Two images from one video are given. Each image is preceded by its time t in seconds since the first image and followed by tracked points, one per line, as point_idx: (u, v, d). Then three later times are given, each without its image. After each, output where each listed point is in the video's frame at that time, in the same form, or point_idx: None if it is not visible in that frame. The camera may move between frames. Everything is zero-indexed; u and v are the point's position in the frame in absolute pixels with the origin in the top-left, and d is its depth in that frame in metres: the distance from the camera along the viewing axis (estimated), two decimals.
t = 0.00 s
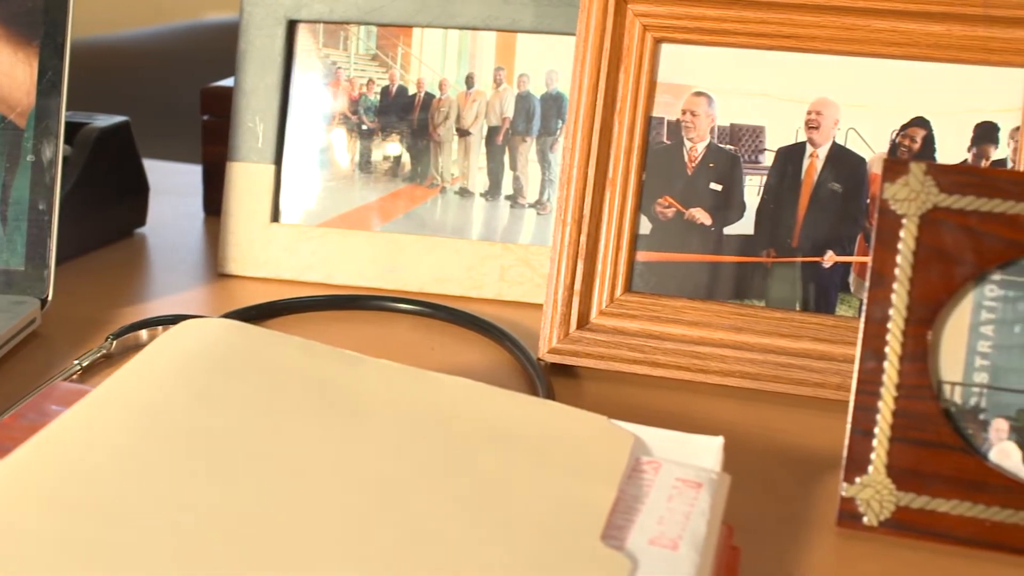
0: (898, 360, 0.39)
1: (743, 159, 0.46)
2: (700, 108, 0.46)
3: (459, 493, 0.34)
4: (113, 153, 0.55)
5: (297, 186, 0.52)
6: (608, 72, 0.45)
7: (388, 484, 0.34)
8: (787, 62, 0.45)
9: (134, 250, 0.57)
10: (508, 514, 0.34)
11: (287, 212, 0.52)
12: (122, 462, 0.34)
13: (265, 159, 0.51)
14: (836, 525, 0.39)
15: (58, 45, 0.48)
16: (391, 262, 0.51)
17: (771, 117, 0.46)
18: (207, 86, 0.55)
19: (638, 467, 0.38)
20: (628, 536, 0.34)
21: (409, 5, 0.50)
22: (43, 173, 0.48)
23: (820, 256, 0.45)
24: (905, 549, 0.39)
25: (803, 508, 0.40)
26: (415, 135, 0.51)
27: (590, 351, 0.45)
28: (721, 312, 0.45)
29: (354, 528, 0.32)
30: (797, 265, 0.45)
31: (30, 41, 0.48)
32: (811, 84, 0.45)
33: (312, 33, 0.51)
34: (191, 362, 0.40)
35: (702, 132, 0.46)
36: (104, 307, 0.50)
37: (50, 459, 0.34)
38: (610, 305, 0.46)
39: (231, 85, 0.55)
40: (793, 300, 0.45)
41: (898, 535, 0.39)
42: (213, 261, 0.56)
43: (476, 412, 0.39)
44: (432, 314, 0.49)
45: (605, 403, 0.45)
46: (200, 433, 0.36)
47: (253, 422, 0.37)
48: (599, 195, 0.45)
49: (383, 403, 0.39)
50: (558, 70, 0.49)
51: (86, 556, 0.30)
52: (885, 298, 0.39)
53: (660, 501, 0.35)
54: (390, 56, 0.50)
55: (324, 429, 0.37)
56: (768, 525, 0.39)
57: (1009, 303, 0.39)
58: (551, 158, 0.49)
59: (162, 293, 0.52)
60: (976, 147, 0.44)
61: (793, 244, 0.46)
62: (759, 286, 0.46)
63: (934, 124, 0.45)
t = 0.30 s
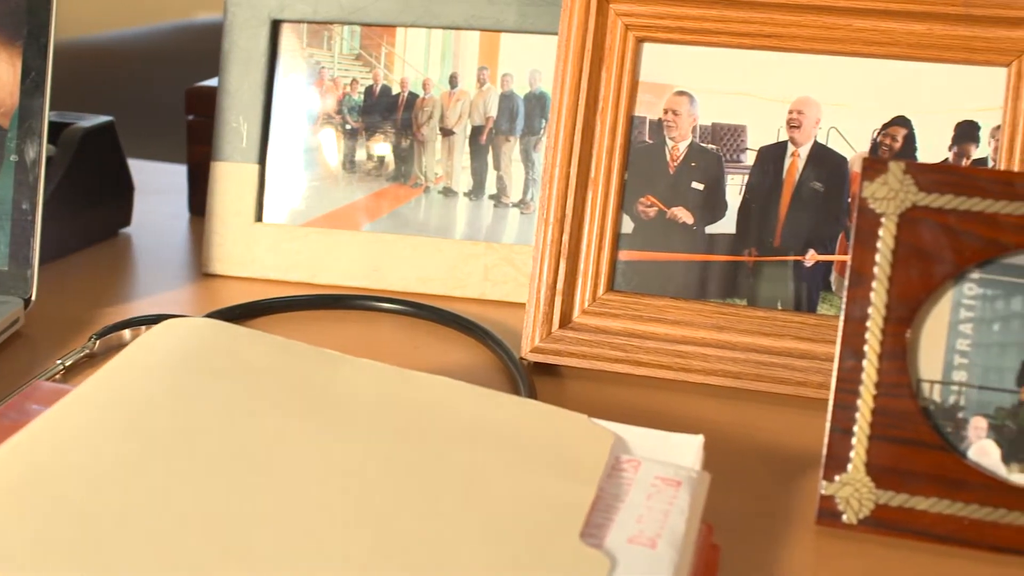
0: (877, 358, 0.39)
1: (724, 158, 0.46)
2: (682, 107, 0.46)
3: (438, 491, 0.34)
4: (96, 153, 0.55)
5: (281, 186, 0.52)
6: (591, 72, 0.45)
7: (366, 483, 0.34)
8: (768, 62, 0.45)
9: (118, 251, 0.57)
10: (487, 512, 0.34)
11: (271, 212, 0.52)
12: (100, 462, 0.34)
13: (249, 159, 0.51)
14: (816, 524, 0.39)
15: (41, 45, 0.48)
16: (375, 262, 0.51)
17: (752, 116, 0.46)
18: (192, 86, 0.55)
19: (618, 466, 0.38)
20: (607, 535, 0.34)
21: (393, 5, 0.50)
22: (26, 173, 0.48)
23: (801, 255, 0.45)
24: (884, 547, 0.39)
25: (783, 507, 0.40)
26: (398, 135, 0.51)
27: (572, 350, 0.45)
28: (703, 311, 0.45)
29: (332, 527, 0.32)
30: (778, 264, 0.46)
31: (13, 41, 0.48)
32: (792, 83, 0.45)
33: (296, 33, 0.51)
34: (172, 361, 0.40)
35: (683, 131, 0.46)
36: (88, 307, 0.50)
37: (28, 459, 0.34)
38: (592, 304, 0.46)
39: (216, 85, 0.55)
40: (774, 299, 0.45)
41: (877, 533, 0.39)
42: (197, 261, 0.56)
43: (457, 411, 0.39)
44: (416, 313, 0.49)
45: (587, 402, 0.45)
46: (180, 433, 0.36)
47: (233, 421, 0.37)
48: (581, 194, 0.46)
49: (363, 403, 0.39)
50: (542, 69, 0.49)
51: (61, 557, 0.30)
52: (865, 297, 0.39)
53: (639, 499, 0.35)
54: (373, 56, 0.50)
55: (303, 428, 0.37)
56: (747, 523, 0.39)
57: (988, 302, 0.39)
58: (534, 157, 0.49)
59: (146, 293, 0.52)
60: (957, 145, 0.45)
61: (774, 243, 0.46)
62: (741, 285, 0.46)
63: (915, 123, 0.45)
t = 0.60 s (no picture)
0: (856, 356, 0.39)
1: (706, 158, 0.46)
2: (665, 107, 0.46)
3: (415, 489, 0.34)
4: (80, 153, 0.55)
5: (266, 186, 0.52)
6: (573, 72, 0.45)
7: (344, 482, 0.34)
8: (750, 61, 0.46)
9: (103, 251, 0.57)
10: (464, 510, 0.34)
11: (256, 212, 0.52)
12: (78, 462, 0.34)
13: (233, 159, 0.51)
14: (795, 522, 0.39)
15: (24, 45, 0.48)
16: (359, 261, 0.51)
17: (734, 116, 0.46)
18: (177, 86, 0.56)
19: (598, 464, 0.38)
20: (586, 533, 0.33)
21: (377, 5, 0.50)
22: (9, 173, 0.48)
23: (782, 254, 0.46)
24: (863, 545, 0.39)
25: (763, 505, 0.40)
26: (382, 134, 0.51)
27: (555, 349, 0.46)
28: (685, 310, 0.45)
29: (308, 525, 0.32)
30: (760, 263, 0.46)
31: None
32: (774, 82, 0.46)
33: (281, 33, 0.51)
34: (152, 359, 0.40)
35: (666, 130, 0.46)
36: (72, 307, 0.50)
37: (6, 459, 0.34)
38: (575, 303, 0.46)
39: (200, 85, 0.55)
40: (756, 298, 0.46)
41: (857, 531, 0.39)
42: (182, 261, 0.56)
43: (437, 410, 0.39)
44: (399, 313, 0.49)
45: (569, 401, 0.45)
46: (159, 433, 0.36)
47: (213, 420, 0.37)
48: (563, 194, 0.46)
49: (343, 401, 0.39)
50: (525, 69, 0.49)
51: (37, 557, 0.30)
52: (845, 295, 0.39)
53: (619, 497, 0.35)
54: (357, 55, 0.51)
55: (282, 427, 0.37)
56: (727, 521, 0.39)
57: (967, 300, 0.39)
58: (518, 157, 0.49)
59: (131, 293, 0.52)
60: (939, 144, 0.45)
61: (756, 242, 0.46)
62: (723, 284, 0.46)
63: (897, 122, 0.45)
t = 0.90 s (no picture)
0: (836, 355, 0.39)
1: (689, 156, 0.46)
2: (646, 106, 0.46)
3: (394, 487, 0.34)
4: (64, 154, 0.55)
5: (250, 185, 0.52)
6: (555, 71, 0.45)
7: (324, 481, 0.34)
8: (732, 61, 0.46)
9: (87, 251, 0.57)
10: (442, 509, 0.34)
11: (240, 212, 0.52)
12: (57, 462, 0.34)
13: (217, 159, 0.51)
14: (776, 520, 0.39)
15: (7, 46, 0.48)
16: (343, 261, 0.51)
17: (716, 115, 0.46)
18: (161, 86, 0.56)
19: (578, 463, 0.38)
20: (566, 532, 0.34)
21: (360, 4, 0.50)
22: None
23: (764, 253, 0.46)
24: (843, 543, 0.39)
25: (744, 504, 0.40)
26: (366, 134, 0.51)
27: (537, 349, 0.46)
28: (667, 309, 0.45)
29: (286, 525, 0.32)
30: (742, 261, 0.46)
31: None
32: (755, 81, 0.46)
33: (265, 33, 0.51)
34: (134, 360, 0.40)
35: (648, 130, 0.46)
36: (56, 307, 0.50)
37: None
38: (557, 303, 0.46)
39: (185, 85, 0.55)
40: (738, 297, 0.46)
41: (836, 529, 0.39)
42: (166, 262, 0.56)
43: (416, 409, 0.39)
44: (383, 313, 0.49)
45: (552, 400, 0.45)
46: (139, 433, 0.36)
47: (192, 420, 0.37)
48: (546, 193, 0.46)
49: (324, 401, 0.39)
50: (508, 69, 0.49)
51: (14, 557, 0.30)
52: (824, 294, 0.39)
53: (599, 496, 0.35)
54: (341, 55, 0.51)
55: (262, 426, 0.37)
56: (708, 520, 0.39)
57: (946, 298, 0.39)
58: (501, 156, 0.49)
59: (115, 293, 0.52)
60: (919, 144, 0.45)
61: (738, 241, 0.46)
62: (705, 283, 0.46)
63: (878, 121, 0.45)
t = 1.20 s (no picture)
0: (816, 353, 0.39)
1: (671, 155, 0.46)
2: (629, 105, 0.46)
3: (374, 486, 0.34)
4: (49, 153, 0.55)
5: (235, 185, 0.52)
6: (538, 69, 0.45)
7: (303, 479, 0.34)
8: (714, 60, 0.46)
9: (72, 251, 0.57)
10: (421, 508, 0.34)
11: (224, 211, 0.52)
12: (36, 462, 0.34)
13: (202, 158, 0.51)
14: (757, 518, 0.39)
15: None
16: (328, 260, 0.51)
17: (698, 114, 0.46)
18: (145, 86, 0.56)
19: (559, 461, 0.38)
20: (545, 530, 0.33)
21: (344, 4, 0.50)
22: None
23: (746, 252, 0.46)
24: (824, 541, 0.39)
25: (725, 502, 0.40)
26: (350, 134, 0.51)
27: (520, 347, 0.46)
28: (650, 307, 0.45)
29: (264, 524, 0.32)
30: (724, 260, 0.46)
31: None
32: (736, 80, 0.46)
33: (249, 32, 0.51)
34: (116, 360, 0.40)
35: (631, 129, 0.46)
36: (40, 306, 0.50)
37: None
38: (540, 301, 0.46)
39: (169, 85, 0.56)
40: (721, 296, 0.46)
41: (817, 527, 0.39)
42: (150, 261, 0.56)
43: (397, 408, 0.39)
44: (367, 312, 0.49)
45: (535, 399, 0.45)
46: (119, 432, 0.36)
47: (172, 419, 0.37)
48: (528, 192, 0.46)
49: (304, 400, 0.39)
50: (492, 68, 0.49)
51: None
52: (804, 293, 0.39)
53: (579, 493, 0.35)
54: (325, 55, 0.51)
55: (242, 425, 0.37)
56: (688, 518, 0.39)
57: (926, 296, 0.39)
58: (485, 155, 0.50)
59: (99, 292, 0.51)
60: (901, 142, 0.45)
61: (720, 240, 0.46)
62: (688, 281, 0.46)
63: (860, 120, 0.45)
